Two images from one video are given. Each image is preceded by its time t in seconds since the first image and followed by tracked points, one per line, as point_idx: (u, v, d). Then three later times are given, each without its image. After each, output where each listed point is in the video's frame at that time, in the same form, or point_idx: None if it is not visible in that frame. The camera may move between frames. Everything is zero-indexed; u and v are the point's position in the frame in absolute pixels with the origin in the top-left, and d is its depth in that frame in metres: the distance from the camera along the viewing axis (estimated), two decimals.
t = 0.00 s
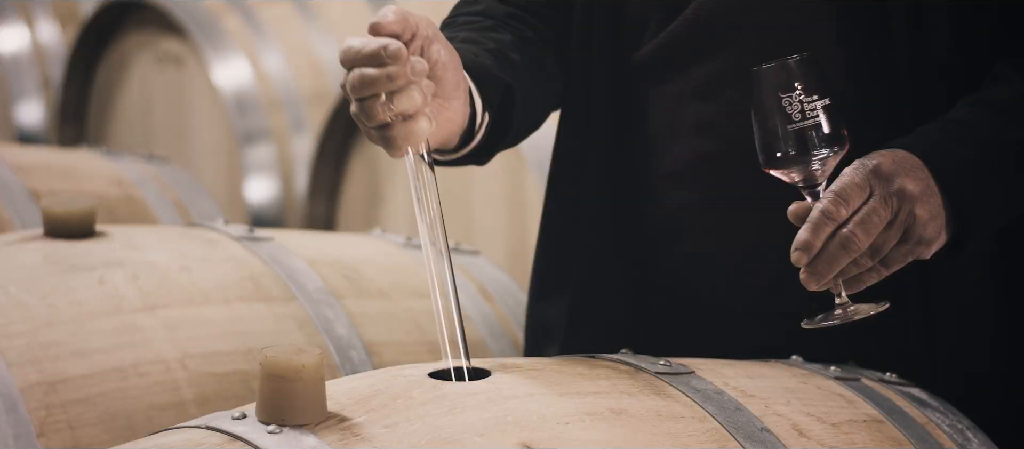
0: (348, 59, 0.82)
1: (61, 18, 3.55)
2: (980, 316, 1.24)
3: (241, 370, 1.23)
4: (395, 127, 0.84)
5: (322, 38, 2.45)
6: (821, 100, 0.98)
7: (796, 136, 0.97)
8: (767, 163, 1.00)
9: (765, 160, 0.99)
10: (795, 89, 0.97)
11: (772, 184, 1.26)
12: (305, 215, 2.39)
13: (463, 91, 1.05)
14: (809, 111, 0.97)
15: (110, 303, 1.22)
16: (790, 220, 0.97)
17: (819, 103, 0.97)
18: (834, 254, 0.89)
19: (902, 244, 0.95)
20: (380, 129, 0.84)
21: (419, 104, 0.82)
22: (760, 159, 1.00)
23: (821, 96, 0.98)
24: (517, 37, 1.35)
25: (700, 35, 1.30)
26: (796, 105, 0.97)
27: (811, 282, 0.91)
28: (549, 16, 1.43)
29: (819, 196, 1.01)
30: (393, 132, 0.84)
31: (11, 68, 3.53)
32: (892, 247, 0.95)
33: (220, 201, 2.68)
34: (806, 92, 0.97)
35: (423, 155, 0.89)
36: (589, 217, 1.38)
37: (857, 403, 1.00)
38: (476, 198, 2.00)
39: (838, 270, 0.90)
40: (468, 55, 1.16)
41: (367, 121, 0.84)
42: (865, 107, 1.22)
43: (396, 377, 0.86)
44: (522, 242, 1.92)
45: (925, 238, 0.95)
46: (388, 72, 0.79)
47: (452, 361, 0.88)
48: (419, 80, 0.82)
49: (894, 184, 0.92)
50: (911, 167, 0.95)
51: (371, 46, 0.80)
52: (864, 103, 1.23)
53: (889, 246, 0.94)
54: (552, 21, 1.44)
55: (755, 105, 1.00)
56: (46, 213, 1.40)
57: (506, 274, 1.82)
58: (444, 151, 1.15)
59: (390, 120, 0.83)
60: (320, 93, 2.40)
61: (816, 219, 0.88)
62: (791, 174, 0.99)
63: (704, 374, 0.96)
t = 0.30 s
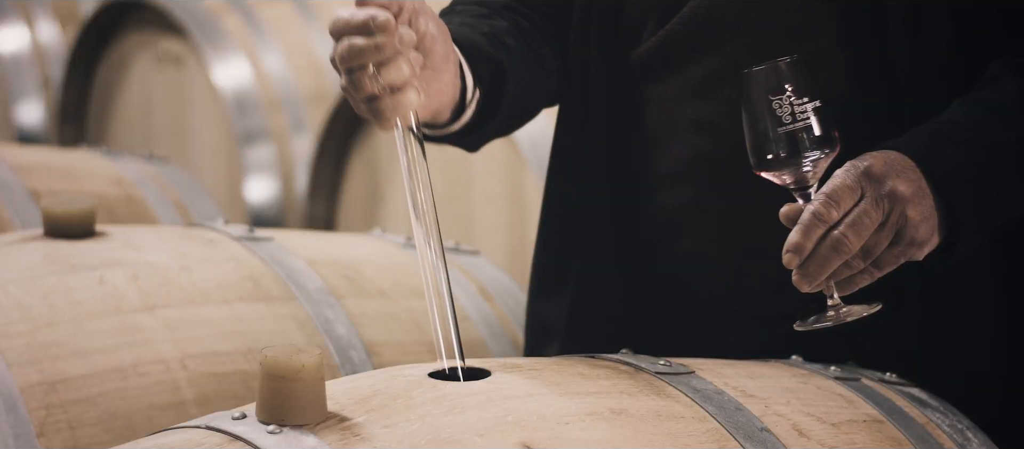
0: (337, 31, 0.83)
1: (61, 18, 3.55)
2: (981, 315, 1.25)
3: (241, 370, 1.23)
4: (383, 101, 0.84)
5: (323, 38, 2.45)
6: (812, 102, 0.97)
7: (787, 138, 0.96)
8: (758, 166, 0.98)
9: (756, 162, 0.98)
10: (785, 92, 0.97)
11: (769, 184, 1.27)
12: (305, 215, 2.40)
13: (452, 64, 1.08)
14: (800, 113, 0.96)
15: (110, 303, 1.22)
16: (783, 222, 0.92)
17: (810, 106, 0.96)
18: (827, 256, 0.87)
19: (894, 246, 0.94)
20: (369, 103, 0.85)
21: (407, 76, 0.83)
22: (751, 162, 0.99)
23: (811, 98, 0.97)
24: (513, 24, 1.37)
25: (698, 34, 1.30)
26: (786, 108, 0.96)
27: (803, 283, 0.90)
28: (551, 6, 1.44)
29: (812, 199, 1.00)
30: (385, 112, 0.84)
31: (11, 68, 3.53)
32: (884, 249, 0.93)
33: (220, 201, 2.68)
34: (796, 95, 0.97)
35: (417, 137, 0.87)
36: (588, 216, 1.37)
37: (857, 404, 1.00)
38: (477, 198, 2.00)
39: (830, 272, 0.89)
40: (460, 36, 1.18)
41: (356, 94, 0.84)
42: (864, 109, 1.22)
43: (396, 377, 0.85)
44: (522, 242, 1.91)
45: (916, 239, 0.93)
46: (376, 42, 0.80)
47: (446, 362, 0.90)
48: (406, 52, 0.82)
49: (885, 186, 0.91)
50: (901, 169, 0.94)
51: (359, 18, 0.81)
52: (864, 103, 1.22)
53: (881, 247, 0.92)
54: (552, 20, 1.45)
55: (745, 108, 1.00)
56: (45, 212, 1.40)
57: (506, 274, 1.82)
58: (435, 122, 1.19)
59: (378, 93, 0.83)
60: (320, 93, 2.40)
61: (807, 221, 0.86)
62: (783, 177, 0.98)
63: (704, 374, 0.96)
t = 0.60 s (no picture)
0: None
1: (61, 18, 3.55)
2: (981, 315, 1.23)
3: (241, 370, 1.23)
4: (373, 51, 0.82)
5: (322, 38, 2.44)
6: (796, 104, 0.96)
7: (772, 140, 0.95)
8: (744, 168, 0.98)
9: (741, 164, 0.97)
10: (770, 94, 0.96)
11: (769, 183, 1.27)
12: (304, 215, 2.40)
13: (442, 17, 1.12)
14: (784, 115, 0.96)
15: (110, 303, 1.22)
16: (767, 222, 0.94)
17: (794, 107, 0.96)
18: (811, 257, 0.87)
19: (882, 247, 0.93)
20: (360, 56, 0.83)
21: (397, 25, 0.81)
22: (736, 164, 0.98)
23: (795, 100, 0.96)
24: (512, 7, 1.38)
25: (694, 29, 1.30)
26: (771, 109, 0.96)
27: (790, 283, 0.90)
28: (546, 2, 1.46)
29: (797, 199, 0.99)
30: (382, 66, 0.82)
31: (11, 68, 3.53)
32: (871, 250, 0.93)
33: (220, 201, 2.67)
34: (780, 97, 0.96)
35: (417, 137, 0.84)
36: (588, 214, 1.38)
37: (856, 403, 1.00)
38: (477, 198, 2.00)
39: (816, 274, 0.89)
40: None
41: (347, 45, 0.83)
42: (862, 108, 1.20)
43: (396, 377, 0.86)
44: (522, 241, 1.91)
45: (904, 240, 0.93)
46: None
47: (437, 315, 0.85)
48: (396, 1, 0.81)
49: (872, 187, 0.90)
50: (890, 170, 0.93)
51: None
52: (863, 102, 1.21)
53: (868, 249, 0.92)
54: (548, 17, 1.46)
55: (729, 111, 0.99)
56: (45, 213, 1.40)
57: (506, 274, 1.82)
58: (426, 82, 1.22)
59: (368, 44, 0.81)
60: (321, 93, 2.41)
61: (792, 222, 0.87)
62: (769, 178, 0.97)
63: (704, 374, 0.96)
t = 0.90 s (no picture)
0: None
1: (61, 18, 3.55)
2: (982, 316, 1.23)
3: (241, 370, 1.23)
4: None
5: (323, 38, 2.41)
6: (781, 105, 0.93)
7: (758, 143, 0.92)
8: (731, 171, 0.95)
9: (729, 167, 0.94)
10: (755, 96, 0.93)
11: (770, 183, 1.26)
12: (304, 215, 2.40)
13: None
14: (770, 117, 0.92)
15: (110, 303, 1.22)
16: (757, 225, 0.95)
17: (779, 110, 0.93)
18: (799, 260, 0.87)
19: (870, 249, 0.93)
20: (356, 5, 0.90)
21: None
22: (723, 167, 0.95)
23: (780, 102, 0.93)
24: None
25: (690, 23, 1.30)
26: (756, 113, 0.93)
27: (778, 286, 0.90)
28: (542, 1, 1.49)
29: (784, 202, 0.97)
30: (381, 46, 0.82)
31: (11, 68, 3.53)
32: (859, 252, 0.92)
33: (220, 201, 2.67)
34: (766, 99, 0.93)
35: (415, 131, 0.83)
36: (588, 214, 1.38)
37: (856, 403, 1.00)
38: (477, 198, 2.00)
39: (804, 275, 0.89)
40: None
41: None
42: (862, 108, 1.19)
43: (396, 377, 0.86)
44: (522, 241, 1.91)
45: (893, 242, 0.92)
46: None
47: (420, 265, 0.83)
48: None
49: (860, 189, 0.89)
50: (878, 172, 0.92)
51: None
52: (863, 102, 1.20)
53: (855, 251, 0.91)
54: (547, 18, 1.50)
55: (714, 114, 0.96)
56: (45, 213, 1.40)
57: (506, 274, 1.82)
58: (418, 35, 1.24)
59: None
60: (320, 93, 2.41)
61: (778, 224, 0.86)
62: (755, 181, 0.94)
63: (704, 374, 0.96)
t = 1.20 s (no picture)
0: None
1: (61, 18, 3.55)
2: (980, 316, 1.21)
3: (241, 370, 1.23)
4: None
5: (323, 38, 2.39)
6: (759, 116, 0.93)
7: (737, 154, 0.91)
8: (709, 183, 0.94)
9: (708, 179, 0.93)
10: (733, 108, 0.92)
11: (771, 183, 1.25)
12: (304, 215, 2.40)
13: None
14: (748, 128, 0.92)
15: (110, 303, 1.22)
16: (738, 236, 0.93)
17: (757, 121, 0.92)
18: (779, 270, 0.85)
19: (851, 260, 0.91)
20: None
21: None
22: (702, 180, 0.94)
23: (758, 113, 0.93)
24: None
25: (687, 17, 1.30)
26: (734, 124, 0.92)
27: (761, 297, 0.88)
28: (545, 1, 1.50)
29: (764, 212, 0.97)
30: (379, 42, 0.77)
31: (11, 68, 3.54)
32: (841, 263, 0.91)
33: (220, 200, 2.67)
34: (744, 110, 0.92)
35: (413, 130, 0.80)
36: (587, 214, 1.38)
37: (856, 404, 1.00)
38: (477, 198, 2.01)
39: (784, 286, 0.87)
40: None
41: None
42: (859, 108, 1.19)
43: (396, 377, 0.85)
44: (522, 242, 1.91)
45: (875, 252, 0.90)
46: None
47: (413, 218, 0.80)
48: None
49: (841, 199, 0.88)
50: (861, 183, 0.91)
51: None
52: (858, 103, 1.19)
53: (837, 261, 0.89)
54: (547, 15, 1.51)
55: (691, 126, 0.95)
56: (46, 213, 1.40)
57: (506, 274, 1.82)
58: None
59: None
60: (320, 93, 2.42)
61: (757, 234, 0.84)
62: (735, 193, 0.93)
63: (704, 374, 0.96)
